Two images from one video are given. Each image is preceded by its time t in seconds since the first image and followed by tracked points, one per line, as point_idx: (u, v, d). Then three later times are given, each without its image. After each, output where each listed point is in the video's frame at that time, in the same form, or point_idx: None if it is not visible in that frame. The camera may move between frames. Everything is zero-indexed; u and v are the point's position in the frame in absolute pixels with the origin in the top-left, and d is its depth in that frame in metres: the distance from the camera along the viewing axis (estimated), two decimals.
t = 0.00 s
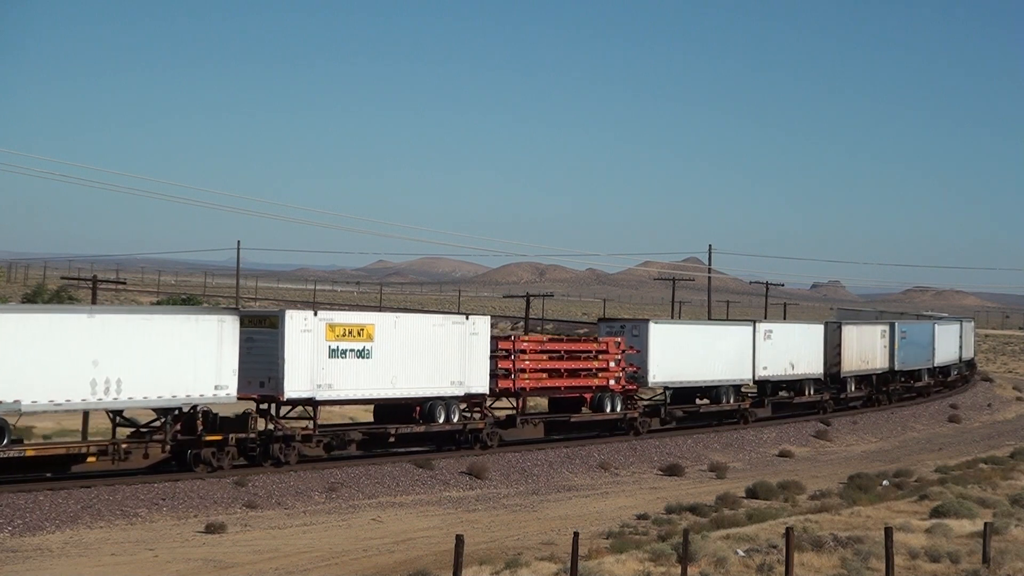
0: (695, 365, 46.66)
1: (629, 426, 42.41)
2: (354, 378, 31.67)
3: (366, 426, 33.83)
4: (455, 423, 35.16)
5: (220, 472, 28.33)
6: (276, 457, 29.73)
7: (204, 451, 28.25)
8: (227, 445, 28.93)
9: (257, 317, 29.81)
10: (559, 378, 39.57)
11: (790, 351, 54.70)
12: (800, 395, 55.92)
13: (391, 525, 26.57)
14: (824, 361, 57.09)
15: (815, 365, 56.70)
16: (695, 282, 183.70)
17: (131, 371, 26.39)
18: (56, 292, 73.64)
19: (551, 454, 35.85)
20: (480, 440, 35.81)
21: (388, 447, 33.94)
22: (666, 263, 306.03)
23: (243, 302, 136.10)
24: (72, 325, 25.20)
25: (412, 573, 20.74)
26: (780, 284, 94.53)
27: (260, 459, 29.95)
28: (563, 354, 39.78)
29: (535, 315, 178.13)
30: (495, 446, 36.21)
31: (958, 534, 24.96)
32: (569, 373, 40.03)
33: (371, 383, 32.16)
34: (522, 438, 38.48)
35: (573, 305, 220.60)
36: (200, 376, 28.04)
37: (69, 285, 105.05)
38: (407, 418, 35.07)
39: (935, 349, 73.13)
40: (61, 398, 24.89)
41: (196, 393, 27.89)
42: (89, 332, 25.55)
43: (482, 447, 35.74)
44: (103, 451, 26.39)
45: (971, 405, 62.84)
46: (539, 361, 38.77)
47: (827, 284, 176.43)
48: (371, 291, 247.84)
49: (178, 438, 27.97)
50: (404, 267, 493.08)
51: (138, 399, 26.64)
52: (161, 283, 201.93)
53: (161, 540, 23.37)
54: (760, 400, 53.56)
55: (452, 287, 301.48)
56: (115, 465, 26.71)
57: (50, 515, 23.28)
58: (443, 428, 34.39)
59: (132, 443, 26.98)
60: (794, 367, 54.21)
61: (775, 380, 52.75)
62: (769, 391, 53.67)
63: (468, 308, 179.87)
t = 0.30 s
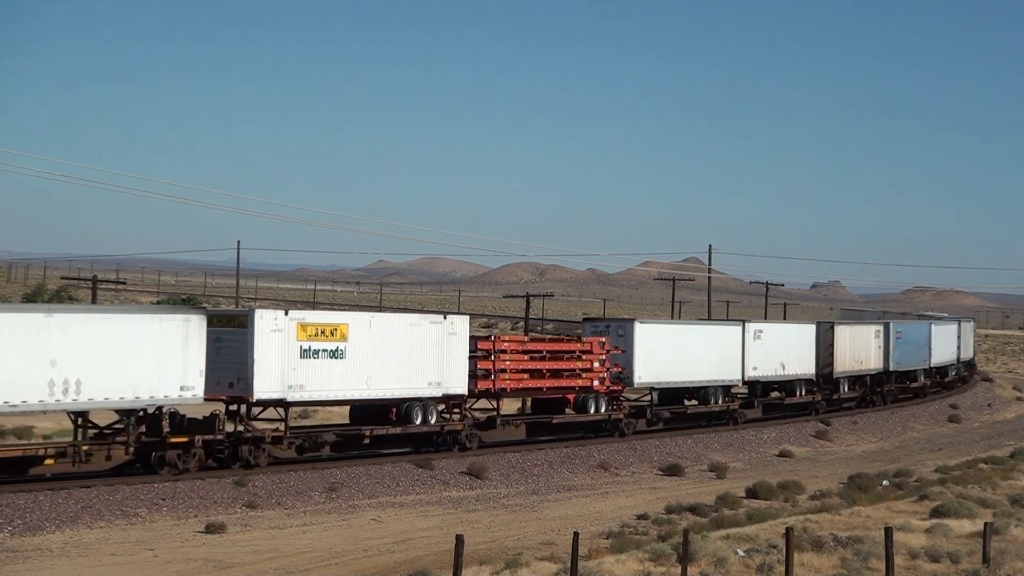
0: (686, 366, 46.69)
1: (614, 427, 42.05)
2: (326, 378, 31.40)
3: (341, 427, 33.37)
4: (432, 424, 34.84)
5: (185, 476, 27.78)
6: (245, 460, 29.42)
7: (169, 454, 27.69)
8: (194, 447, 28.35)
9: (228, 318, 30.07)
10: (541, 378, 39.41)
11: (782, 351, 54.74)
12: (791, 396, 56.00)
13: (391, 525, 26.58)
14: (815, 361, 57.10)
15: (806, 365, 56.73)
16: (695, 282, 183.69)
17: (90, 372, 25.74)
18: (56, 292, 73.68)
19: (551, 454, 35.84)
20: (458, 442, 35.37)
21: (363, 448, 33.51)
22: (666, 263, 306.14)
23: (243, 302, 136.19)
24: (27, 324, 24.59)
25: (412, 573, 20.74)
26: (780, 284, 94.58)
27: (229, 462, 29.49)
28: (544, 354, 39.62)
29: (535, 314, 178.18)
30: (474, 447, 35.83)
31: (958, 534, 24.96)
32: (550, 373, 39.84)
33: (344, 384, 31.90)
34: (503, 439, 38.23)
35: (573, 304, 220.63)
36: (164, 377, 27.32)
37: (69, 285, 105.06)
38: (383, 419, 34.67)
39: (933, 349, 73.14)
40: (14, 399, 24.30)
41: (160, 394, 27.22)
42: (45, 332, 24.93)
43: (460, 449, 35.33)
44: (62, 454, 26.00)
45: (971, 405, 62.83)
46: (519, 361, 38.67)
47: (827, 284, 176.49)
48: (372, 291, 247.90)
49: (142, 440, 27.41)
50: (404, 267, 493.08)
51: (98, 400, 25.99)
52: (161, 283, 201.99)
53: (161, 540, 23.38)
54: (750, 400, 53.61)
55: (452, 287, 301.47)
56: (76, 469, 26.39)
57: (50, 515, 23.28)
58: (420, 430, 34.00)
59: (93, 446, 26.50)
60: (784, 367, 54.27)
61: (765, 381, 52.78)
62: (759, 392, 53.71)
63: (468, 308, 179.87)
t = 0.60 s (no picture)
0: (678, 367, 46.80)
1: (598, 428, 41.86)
2: (297, 379, 30.99)
3: (314, 429, 33.03)
4: (409, 426, 34.48)
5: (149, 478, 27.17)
6: (212, 461, 28.98)
7: (132, 456, 27.08)
8: (158, 449, 27.77)
9: (193, 316, 29.07)
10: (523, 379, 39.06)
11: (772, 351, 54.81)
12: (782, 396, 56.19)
13: (392, 525, 26.59)
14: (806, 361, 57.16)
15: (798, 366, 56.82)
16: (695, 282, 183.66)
17: (50, 372, 25.45)
18: (56, 292, 73.66)
19: (551, 454, 35.84)
20: (436, 445, 34.91)
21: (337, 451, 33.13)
22: (666, 262, 306.29)
23: (244, 302, 136.18)
24: None
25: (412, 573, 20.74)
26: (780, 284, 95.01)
27: (196, 464, 29.01)
28: (525, 355, 39.28)
29: (535, 314, 178.16)
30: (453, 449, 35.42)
31: (959, 534, 24.96)
32: (531, 374, 39.49)
33: (316, 385, 31.49)
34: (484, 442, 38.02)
35: (573, 305, 220.70)
36: (127, 378, 27.06)
37: (69, 285, 105.06)
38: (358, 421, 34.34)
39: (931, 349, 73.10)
40: None
41: (124, 395, 26.93)
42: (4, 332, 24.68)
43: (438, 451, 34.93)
44: (20, 455, 25.40)
45: (971, 405, 62.82)
46: (500, 362, 38.30)
47: (828, 283, 176.52)
48: (372, 291, 247.94)
49: (104, 442, 26.86)
50: (405, 267, 493.14)
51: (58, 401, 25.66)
52: (161, 283, 201.96)
53: (161, 540, 23.38)
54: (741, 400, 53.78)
55: (452, 287, 301.45)
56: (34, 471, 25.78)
57: (50, 515, 23.28)
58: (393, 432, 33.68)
59: (53, 448, 25.95)
60: (774, 368, 54.40)
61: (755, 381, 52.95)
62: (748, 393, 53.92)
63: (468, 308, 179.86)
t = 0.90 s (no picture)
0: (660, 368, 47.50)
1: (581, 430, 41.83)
2: (267, 381, 30.79)
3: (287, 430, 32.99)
4: (384, 428, 34.35)
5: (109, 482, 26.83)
6: (178, 464, 28.60)
7: (92, 459, 26.73)
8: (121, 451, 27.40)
9: (160, 314, 28.58)
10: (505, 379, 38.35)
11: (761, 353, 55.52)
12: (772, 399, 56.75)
13: (391, 525, 26.61)
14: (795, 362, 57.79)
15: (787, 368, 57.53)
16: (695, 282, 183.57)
17: (5, 374, 25.39)
18: (55, 292, 73.59)
19: (551, 454, 35.83)
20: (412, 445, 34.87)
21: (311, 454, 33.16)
22: (666, 263, 306.57)
23: (243, 302, 136.13)
24: None
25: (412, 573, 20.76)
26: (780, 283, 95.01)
27: (162, 466, 28.59)
28: (508, 355, 38.57)
29: (535, 314, 178.33)
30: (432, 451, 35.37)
31: (959, 534, 24.99)
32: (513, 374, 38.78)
33: (287, 386, 31.34)
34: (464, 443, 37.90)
35: (573, 305, 220.80)
36: (88, 378, 26.96)
37: (68, 285, 104.95)
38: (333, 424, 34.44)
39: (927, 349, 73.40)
40: None
41: (83, 396, 26.81)
42: None
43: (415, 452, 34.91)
44: None
45: (972, 405, 62.86)
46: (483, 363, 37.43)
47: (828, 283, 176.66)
48: (372, 291, 248.06)
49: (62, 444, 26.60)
50: (405, 267, 493.19)
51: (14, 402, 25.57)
52: (160, 283, 201.88)
53: (161, 540, 23.38)
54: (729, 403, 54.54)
55: (453, 287, 301.36)
56: None
57: (50, 515, 23.27)
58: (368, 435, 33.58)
59: (10, 450, 25.89)
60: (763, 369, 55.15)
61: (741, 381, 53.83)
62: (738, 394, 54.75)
63: (469, 308, 179.86)
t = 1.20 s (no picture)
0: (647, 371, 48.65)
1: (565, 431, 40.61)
2: (234, 382, 30.00)
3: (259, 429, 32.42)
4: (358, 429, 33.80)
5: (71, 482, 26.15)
6: (140, 467, 28.02)
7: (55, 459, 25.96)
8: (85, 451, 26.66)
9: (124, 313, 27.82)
10: (482, 380, 37.05)
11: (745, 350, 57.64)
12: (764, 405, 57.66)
13: (393, 526, 26.65)
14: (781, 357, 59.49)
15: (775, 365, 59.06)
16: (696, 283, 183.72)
17: None
18: (57, 293, 73.63)
19: (552, 454, 35.81)
20: (414, 447, 34.84)
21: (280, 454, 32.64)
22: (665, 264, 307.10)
23: (245, 302, 136.24)
24: None
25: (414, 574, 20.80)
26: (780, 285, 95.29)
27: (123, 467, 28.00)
28: (484, 356, 37.17)
29: (536, 314, 178.47)
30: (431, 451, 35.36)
31: (960, 535, 25.04)
32: (492, 376, 37.43)
33: (256, 386, 30.58)
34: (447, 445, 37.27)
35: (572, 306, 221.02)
36: (45, 379, 25.61)
37: (70, 287, 104.98)
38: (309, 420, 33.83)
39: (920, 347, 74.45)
40: None
41: (39, 398, 25.49)
42: None
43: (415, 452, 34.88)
44: None
45: (974, 405, 62.91)
46: (460, 363, 36.16)
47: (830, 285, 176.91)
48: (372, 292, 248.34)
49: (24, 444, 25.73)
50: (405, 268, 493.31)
51: None
52: (162, 284, 202.04)
53: (162, 542, 23.40)
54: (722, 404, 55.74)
55: (454, 288, 301.50)
56: None
57: (51, 516, 23.15)
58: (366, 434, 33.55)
59: None
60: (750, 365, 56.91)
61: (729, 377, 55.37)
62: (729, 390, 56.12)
63: (470, 309, 179.92)
